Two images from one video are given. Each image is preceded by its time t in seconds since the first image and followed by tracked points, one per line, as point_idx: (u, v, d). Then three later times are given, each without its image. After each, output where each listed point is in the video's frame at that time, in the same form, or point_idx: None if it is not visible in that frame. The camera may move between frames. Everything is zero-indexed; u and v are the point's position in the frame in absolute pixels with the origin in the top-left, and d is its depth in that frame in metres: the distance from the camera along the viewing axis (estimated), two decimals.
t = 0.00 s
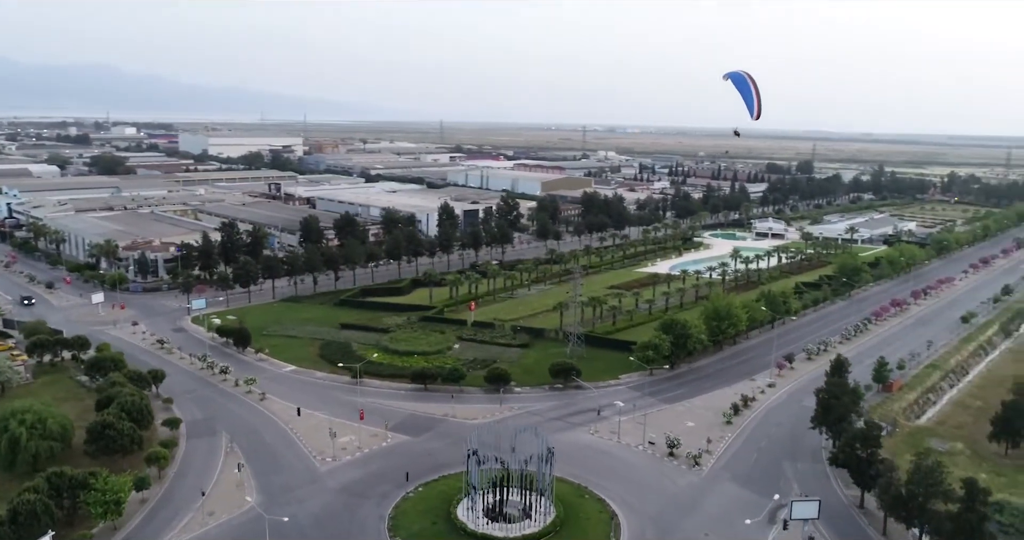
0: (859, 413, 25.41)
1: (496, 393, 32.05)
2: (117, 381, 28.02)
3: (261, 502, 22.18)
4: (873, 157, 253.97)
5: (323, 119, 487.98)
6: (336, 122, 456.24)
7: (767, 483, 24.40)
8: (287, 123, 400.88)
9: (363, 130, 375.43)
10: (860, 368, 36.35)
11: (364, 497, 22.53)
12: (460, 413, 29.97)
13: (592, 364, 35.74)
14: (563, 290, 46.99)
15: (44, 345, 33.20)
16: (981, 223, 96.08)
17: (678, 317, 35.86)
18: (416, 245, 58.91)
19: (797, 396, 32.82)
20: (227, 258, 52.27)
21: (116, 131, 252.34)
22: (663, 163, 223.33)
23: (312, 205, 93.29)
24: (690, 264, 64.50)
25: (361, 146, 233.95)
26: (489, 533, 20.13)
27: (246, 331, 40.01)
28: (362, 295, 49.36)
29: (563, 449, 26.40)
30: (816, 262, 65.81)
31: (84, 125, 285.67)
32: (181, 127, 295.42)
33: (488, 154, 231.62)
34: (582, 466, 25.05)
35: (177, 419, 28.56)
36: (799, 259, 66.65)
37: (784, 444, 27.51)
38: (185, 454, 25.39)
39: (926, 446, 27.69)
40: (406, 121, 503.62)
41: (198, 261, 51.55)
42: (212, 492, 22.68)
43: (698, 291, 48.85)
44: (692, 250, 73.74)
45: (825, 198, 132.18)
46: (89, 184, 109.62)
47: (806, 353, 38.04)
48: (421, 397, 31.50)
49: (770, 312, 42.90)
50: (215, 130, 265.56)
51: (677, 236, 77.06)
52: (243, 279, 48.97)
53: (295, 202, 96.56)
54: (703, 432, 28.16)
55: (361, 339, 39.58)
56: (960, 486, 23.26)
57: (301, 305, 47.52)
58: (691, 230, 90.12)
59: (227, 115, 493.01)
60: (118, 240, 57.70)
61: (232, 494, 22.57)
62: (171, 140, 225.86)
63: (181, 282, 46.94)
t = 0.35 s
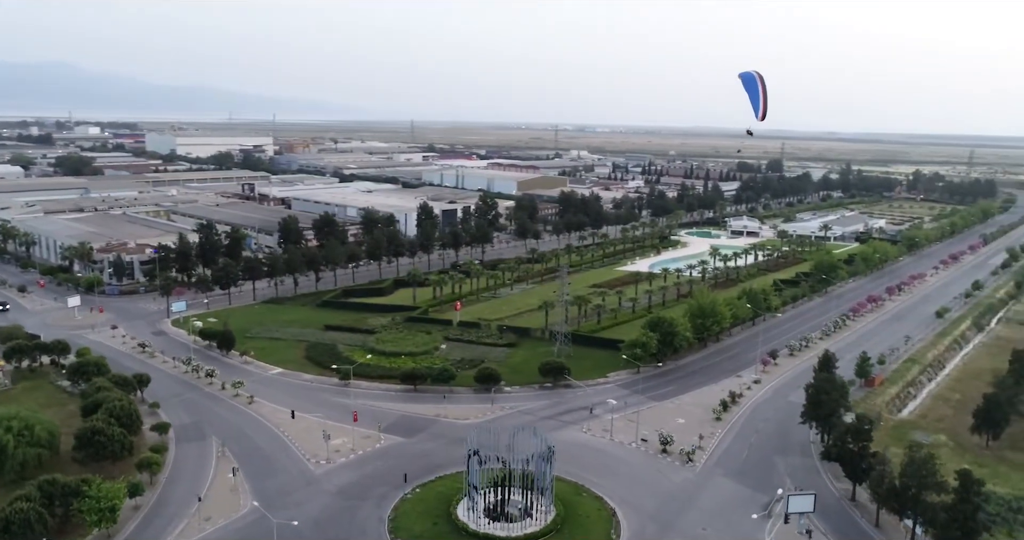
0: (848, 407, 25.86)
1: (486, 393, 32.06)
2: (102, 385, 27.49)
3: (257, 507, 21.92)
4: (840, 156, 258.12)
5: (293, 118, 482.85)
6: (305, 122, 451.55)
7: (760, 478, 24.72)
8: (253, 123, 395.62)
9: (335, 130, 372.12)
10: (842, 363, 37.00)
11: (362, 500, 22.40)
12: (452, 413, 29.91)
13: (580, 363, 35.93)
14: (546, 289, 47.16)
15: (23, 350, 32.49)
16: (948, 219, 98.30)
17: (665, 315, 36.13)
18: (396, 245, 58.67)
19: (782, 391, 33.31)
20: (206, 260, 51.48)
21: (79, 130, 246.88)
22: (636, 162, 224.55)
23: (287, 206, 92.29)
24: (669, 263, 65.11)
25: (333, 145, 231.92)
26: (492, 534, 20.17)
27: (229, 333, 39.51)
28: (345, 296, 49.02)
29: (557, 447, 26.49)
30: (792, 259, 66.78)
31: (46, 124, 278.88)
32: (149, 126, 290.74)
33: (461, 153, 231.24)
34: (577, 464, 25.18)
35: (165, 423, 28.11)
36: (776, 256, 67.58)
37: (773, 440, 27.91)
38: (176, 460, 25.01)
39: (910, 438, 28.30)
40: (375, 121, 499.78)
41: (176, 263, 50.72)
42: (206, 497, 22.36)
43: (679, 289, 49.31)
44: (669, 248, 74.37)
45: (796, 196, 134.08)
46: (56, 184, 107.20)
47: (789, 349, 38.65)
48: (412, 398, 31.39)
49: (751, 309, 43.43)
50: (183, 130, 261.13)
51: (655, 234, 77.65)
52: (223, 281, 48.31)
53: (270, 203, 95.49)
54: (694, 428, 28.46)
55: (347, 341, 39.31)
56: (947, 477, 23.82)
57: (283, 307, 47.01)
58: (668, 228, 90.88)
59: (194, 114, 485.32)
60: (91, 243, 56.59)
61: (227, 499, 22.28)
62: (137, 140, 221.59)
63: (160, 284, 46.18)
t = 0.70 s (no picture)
0: (834, 402, 26.34)
1: (474, 392, 32.05)
2: (85, 391, 26.90)
3: (251, 511, 21.68)
4: (806, 154, 262.13)
5: (260, 117, 476.57)
6: (272, 121, 445.90)
7: (751, 473, 25.09)
8: (219, 122, 389.21)
9: (304, 130, 368.51)
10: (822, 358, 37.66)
11: (357, 502, 22.27)
12: (441, 413, 29.83)
13: (565, 362, 36.07)
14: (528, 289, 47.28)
15: None
16: (914, 216, 100.46)
17: (649, 313, 36.43)
18: (375, 245, 58.32)
19: (766, 387, 33.79)
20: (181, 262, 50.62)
21: (39, 130, 240.60)
22: (606, 161, 225.58)
23: (259, 207, 91.09)
24: (645, 261, 65.65)
25: (303, 145, 229.44)
26: (491, 534, 20.20)
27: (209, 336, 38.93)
28: (324, 297, 48.59)
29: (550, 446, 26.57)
30: (766, 257, 67.76)
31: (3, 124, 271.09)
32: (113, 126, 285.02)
33: (433, 153, 230.44)
34: (570, 462, 25.29)
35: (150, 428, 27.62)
36: (750, 253, 68.49)
37: (761, 435, 28.33)
38: (164, 465, 24.59)
39: (892, 431, 28.95)
40: (344, 121, 495.35)
41: (151, 265, 49.82)
42: (198, 503, 22.04)
43: (659, 288, 49.73)
44: (645, 247, 74.93)
45: (766, 195, 135.91)
46: (18, 186, 104.35)
47: (769, 345, 39.25)
48: (400, 399, 31.26)
49: (731, 306, 43.95)
50: (147, 129, 256.04)
51: (630, 233, 78.17)
52: (200, 283, 47.53)
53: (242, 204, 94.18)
54: (683, 425, 28.76)
55: (330, 342, 38.99)
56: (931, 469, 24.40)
57: (262, 308, 46.42)
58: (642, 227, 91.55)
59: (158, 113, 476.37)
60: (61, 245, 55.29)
61: (220, 504, 21.99)
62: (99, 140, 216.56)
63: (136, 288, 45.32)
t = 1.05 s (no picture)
0: (821, 398, 26.77)
1: (463, 393, 31.99)
2: (68, 396, 26.34)
3: (246, 516, 21.44)
4: (776, 153, 265.57)
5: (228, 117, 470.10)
6: (240, 121, 440.00)
7: (741, 468, 25.42)
8: (186, 122, 383.28)
9: (275, 129, 363.79)
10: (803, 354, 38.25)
11: (352, 504, 22.12)
12: (431, 414, 29.73)
13: (552, 361, 36.17)
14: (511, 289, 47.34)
15: None
16: (883, 214, 102.29)
17: (634, 312, 36.68)
18: (354, 245, 57.91)
19: (750, 383, 34.26)
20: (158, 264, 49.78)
21: None
22: (579, 160, 226.20)
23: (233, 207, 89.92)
24: (624, 260, 66.05)
25: (274, 145, 226.87)
26: (491, 534, 20.22)
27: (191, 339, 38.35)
28: (305, 299, 48.14)
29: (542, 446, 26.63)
30: (743, 254, 68.62)
31: None
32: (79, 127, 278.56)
33: (405, 153, 229.38)
34: (563, 461, 25.39)
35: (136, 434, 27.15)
36: (727, 251, 69.29)
37: (749, 431, 28.68)
38: (153, 471, 24.18)
39: (876, 425, 29.52)
40: (314, 120, 490.69)
41: (126, 268, 48.92)
42: (191, 509, 21.71)
43: (640, 287, 50.09)
44: (623, 245, 75.38)
45: (738, 193, 137.45)
46: None
47: (752, 342, 39.77)
48: (389, 400, 31.11)
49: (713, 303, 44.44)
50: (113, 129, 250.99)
51: (608, 232, 78.59)
52: (179, 285, 46.81)
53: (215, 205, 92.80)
54: (672, 422, 29.02)
55: (314, 344, 38.66)
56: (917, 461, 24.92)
57: (242, 310, 45.86)
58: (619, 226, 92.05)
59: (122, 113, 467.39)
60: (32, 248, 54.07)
61: (213, 510, 21.69)
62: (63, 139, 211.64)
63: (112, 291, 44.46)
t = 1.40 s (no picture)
0: (811, 394, 27.17)
1: (454, 393, 31.95)
2: (53, 401, 25.82)
3: (243, 520, 21.19)
4: (748, 152, 268.45)
5: (198, 117, 463.67)
6: (211, 121, 434.35)
7: (734, 464, 25.71)
8: (155, 122, 377.07)
9: (246, 129, 359.49)
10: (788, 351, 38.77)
11: (350, 507, 21.97)
12: (423, 415, 29.62)
13: (541, 360, 36.27)
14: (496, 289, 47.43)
15: None
16: (855, 212, 104.01)
17: (622, 311, 36.94)
18: (336, 246, 57.55)
19: (738, 380, 34.66)
20: (136, 266, 48.99)
21: None
22: (554, 160, 226.73)
23: (209, 208, 88.80)
24: (606, 259, 66.46)
25: (246, 145, 224.33)
26: (493, 534, 20.23)
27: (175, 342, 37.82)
28: (288, 300, 47.76)
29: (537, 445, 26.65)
30: (722, 252, 69.41)
31: None
32: (45, 127, 273.15)
33: (380, 152, 228.03)
34: (560, 461, 25.47)
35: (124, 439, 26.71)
36: (706, 249, 70.02)
37: (739, 427, 28.99)
38: (144, 477, 23.80)
39: (863, 419, 30.08)
40: (285, 120, 485.80)
41: (105, 271, 48.13)
42: (186, 515, 21.39)
43: (624, 286, 50.46)
44: (603, 244, 75.81)
45: (713, 192, 138.85)
46: None
47: (736, 339, 40.25)
48: (380, 401, 30.96)
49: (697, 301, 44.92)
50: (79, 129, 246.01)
51: (588, 231, 78.97)
52: (159, 287, 46.08)
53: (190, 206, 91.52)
54: (664, 420, 29.25)
55: (301, 346, 38.33)
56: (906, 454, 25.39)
57: (224, 312, 45.29)
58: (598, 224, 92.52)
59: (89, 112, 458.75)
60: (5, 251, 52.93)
61: (209, 516, 21.41)
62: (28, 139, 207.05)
63: (91, 294, 43.69)
